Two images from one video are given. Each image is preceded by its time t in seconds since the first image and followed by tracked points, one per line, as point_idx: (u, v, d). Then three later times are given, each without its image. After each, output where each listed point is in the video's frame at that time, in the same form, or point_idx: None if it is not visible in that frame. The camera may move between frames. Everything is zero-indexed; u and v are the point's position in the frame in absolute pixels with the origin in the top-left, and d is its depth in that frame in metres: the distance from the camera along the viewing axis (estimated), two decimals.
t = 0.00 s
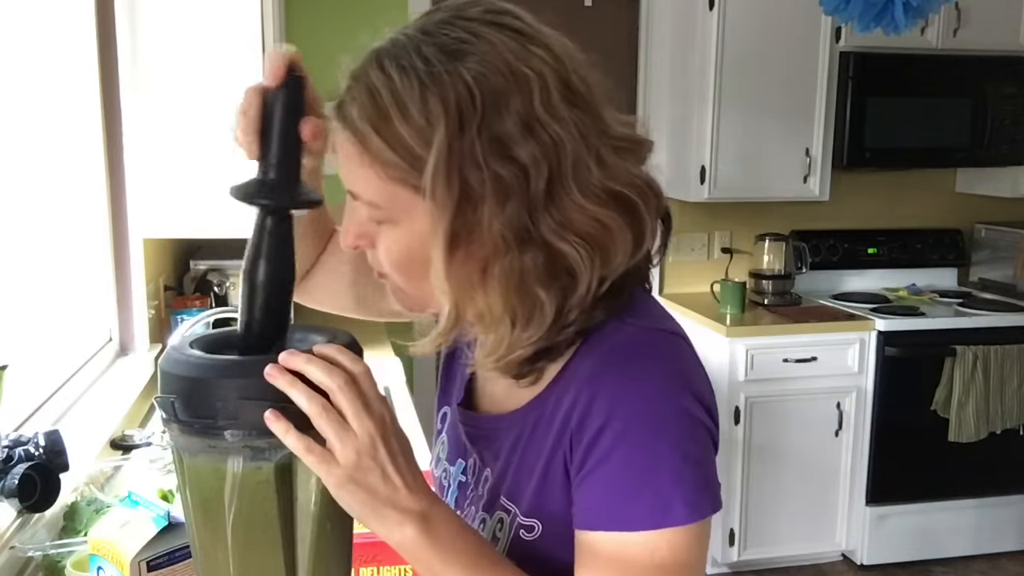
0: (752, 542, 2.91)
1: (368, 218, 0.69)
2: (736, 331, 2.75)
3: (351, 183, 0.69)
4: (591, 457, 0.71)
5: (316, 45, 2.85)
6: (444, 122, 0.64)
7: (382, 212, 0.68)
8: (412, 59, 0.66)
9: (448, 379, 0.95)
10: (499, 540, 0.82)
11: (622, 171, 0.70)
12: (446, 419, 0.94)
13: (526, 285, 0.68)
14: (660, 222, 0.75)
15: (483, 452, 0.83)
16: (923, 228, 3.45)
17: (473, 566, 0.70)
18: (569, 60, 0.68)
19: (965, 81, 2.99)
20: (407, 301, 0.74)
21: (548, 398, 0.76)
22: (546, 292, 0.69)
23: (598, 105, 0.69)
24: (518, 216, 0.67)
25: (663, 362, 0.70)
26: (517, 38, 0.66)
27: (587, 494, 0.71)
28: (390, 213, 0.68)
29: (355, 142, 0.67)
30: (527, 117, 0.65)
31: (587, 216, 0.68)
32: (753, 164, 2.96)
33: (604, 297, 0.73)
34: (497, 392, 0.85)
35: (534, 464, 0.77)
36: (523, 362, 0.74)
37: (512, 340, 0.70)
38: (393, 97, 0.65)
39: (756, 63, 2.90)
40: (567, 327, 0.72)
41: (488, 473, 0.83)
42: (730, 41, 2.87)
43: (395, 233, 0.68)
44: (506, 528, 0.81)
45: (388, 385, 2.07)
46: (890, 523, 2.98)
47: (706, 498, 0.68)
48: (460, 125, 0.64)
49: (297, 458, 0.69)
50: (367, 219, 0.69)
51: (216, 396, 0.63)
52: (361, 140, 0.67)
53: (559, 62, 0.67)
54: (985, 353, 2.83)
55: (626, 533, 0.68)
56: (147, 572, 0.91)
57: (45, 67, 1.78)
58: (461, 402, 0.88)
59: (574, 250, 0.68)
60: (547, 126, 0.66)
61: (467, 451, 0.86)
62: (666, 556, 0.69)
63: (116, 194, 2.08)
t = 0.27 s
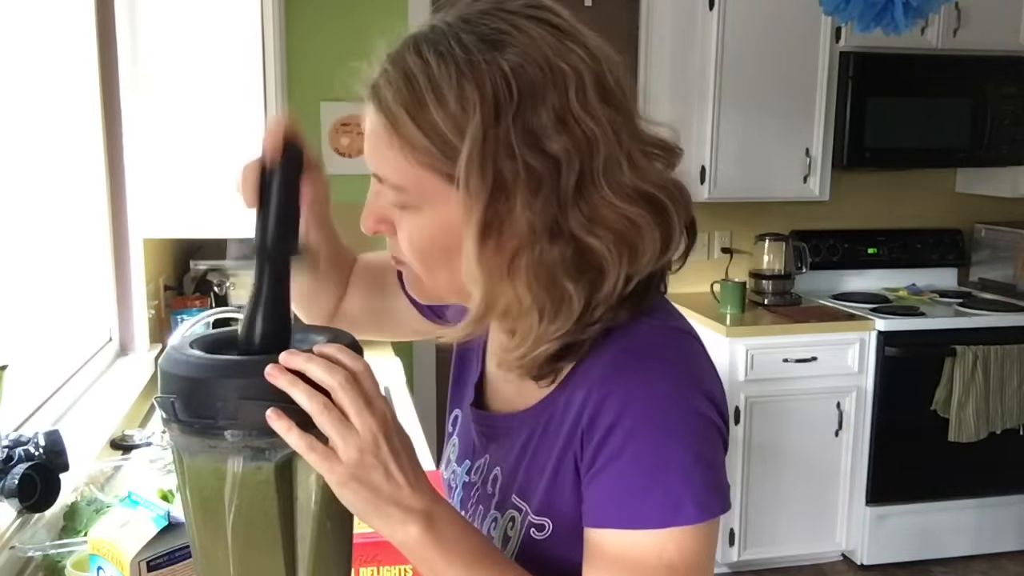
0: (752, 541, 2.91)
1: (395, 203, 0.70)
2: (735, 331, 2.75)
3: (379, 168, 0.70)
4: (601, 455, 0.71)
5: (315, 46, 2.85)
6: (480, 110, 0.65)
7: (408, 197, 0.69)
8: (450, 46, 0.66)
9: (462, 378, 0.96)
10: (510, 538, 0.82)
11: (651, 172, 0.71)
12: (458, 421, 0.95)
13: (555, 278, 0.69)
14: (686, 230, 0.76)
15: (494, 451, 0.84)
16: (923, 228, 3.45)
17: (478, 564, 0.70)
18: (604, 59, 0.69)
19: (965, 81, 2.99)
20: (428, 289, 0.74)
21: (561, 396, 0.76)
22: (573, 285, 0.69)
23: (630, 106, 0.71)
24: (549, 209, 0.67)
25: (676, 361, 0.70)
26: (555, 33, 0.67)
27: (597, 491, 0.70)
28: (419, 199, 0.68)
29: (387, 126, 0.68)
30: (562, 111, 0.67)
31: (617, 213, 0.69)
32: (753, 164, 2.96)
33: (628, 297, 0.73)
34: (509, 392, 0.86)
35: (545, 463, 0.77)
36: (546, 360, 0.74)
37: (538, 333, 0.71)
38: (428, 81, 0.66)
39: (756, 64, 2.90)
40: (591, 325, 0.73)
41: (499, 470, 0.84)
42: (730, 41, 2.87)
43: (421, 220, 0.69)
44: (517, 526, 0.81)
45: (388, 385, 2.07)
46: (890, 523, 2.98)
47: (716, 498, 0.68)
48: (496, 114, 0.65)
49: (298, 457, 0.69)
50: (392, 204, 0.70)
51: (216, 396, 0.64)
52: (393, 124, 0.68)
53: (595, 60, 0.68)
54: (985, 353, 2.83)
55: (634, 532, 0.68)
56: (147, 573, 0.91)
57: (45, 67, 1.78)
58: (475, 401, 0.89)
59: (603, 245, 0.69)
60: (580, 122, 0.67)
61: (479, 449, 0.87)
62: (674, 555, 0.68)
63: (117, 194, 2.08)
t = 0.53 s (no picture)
0: (752, 541, 2.91)
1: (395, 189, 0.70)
2: (735, 331, 2.75)
3: (380, 155, 0.70)
4: (609, 445, 0.71)
5: (315, 46, 2.85)
6: (477, 93, 0.65)
7: (410, 182, 0.69)
8: (452, 35, 0.67)
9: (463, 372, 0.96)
10: (515, 532, 0.82)
11: (646, 156, 0.71)
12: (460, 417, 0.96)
13: (549, 256, 0.69)
14: (682, 217, 0.76)
15: (500, 444, 0.84)
16: (923, 228, 3.45)
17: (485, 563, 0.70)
18: (602, 47, 0.70)
19: (965, 81, 2.99)
20: (427, 280, 0.75)
21: (568, 387, 0.76)
22: (569, 265, 0.70)
23: (627, 91, 0.71)
24: (546, 190, 0.68)
25: (681, 350, 0.71)
26: (554, 21, 0.68)
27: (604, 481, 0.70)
28: (419, 184, 0.68)
29: (389, 112, 0.68)
30: (559, 95, 0.67)
31: (613, 195, 0.69)
32: (753, 164, 2.96)
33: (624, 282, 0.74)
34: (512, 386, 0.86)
35: (552, 455, 0.77)
36: (542, 342, 0.75)
37: (530, 311, 0.71)
38: (429, 67, 0.67)
39: (756, 64, 2.90)
40: (585, 306, 0.73)
41: (504, 464, 0.84)
42: (730, 40, 2.87)
43: (423, 206, 0.69)
44: (522, 518, 0.81)
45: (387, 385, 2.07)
46: (890, 523, 2.98)
47: (723, 485, 0.68)
48: (494, 97, 0.65)
49: (298, 457, 0.69)
50: (393, 190, 0.70)
51: (216, 396, 0.64)
52: (394, 110, 0.68)
53: (592, 46, 0.69)
54: (985, 353, 2.83)
55: (643, 523, 0.68)
56: (147, 573, 0.91)
57: (45, 67, 1.78)
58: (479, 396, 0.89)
59: (598, 225, 0.69)
60: (578, 105, 0.68)
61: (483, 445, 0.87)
62: (685, 543, 0.68)
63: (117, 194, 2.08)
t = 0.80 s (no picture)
0: (752, 541, 2.91)
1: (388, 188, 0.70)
2: (735, 331, 2.75)
3: (371, 156, 0.70)
4: (602, 436, 0.71)
5: (315, 46, 2.85)
6: (468, 90, 0.65)
7: (404, 181, 0.68)
8: (440, 35, 0.67)
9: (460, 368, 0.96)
10: (511, 524, 0.82)
11: (632, 145, 0.73)
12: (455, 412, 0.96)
13: (543, 247, 0.70)
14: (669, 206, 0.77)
15: (496, 439, 0.85)
16: (923, 227, 3.45)
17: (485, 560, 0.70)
18: (584, 40, 0.71)
19: (965, 81, 2.99)
20: (421, 280, 0.74)
21: (561, 379, 0.76)
22: (562, 255, 0.71)
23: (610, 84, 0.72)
24: (538, 181, 0.69)
25: (671, 340, 0.71)
26: (538, 19, 0.69)
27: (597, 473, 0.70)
28: (412, 183, 0.68)
29: (380, 113, 0.68)
30: (547, 90, 0.68)
31: (603, 185, 0.70)
32: (753, 164, 2.96)
33: (616, 270, 0.75)
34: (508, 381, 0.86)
35: (546, 447, 0.77)
36: (536, 331, 0.75)
37: (526, 300, 0.72)
38: (419, 67, 0.67)
39: (756, 64, 2.90)
40: (579, 295, 0.74)
41: (500, 459, 0.84)
42: (730, 40, 2.87)
43: (416, 205, 0.69)
44: (518, 512, 0.81)
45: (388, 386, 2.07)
46: (890, 523, 2.98)
47: (717, 472, 0.68)
48: (484, 93, 0.66)
49: (298, 458, 0.69)
50: (388, 189, 0.70)
51: (216, 397, 0.64)
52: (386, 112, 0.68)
53: (576, 40, 0.70)
54: (985, 353, 2.83)
55: (637, 513, 0.68)
56: (147, 573, 0.91)
57: (45, 66, 1.78)
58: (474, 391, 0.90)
59: (589, 215, 0.70)
60: (566, 99, 0.68)
61: (480, 439, 0.87)
62: (681, 532, 0.68)
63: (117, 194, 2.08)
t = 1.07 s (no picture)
0: (752, 541, 2.91)
1: (398, 199, 0.68)
2: (736, 331, 2.75)
3: (380, 168, 0.68)
4: (603, 438, 0.71)
5: (314, 47, 2.85)
6: (479, 99, 0.63)
7: (414, 193, 0.67)
8: (444, 43, 0.65)
9: (462, 367, 0.96)
10: (513, 525, 0.82)
11: (640, 147, 0.71)
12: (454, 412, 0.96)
13: (558, 256, 0.68)
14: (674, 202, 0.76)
15: (498, 439, 0.85)
16: (923, 227, 3.45)
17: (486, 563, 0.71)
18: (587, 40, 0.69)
19: (966, 81, 2.99)
20: (434, 289, 0.73)
21: (564, 379, 0.76)
22: (576, 262, 0.69)
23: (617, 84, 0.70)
24: (551, 190, 0.66)
25: (673, 342, 0.71)
26: (541, 22, 0.67)
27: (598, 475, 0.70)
28: (422, 195, 0.67)
29: (386, 124, 0.66)
30: (557, 95, 0.66)
31: (614, 189, 0.69)
32: (753, 164, 2.96)
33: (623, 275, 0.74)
34: (511, 380, 0.86)
35: (548, 448, 0.77)
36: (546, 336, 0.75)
37: (542, 309, 0.70)
38: (425, 77, 0.65)
39: (756, 64, 2.90)
40: (593, 299, 0.73)
41: (502, 459, 0.84)
42: (730, 40, 2.87)
43: (427, 216, 0.67)
44: (519, 511, 0.81)
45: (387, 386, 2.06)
46: (889, 523, 2.98)
47: (719, 476, 0.68)
48: (494, 103, 0.64)
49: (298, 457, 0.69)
50: (397, 201, 0.68)
51: (216, 396, 0.64)
52: (392, 123, 0.66)
53: (581, 42, 0.68)
54: (984, 353, 2.83)
55: (638, 514, 0.68)
56: (147, 573, 0.91)
57: (45, 67, 1.79)
58: (475, 392, 0.90)
59: (603, 221, 0.69)
60: (575, 103, 0.66)
61: (482, 439, 0.87)
62: (680, 533, 0.68)
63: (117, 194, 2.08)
